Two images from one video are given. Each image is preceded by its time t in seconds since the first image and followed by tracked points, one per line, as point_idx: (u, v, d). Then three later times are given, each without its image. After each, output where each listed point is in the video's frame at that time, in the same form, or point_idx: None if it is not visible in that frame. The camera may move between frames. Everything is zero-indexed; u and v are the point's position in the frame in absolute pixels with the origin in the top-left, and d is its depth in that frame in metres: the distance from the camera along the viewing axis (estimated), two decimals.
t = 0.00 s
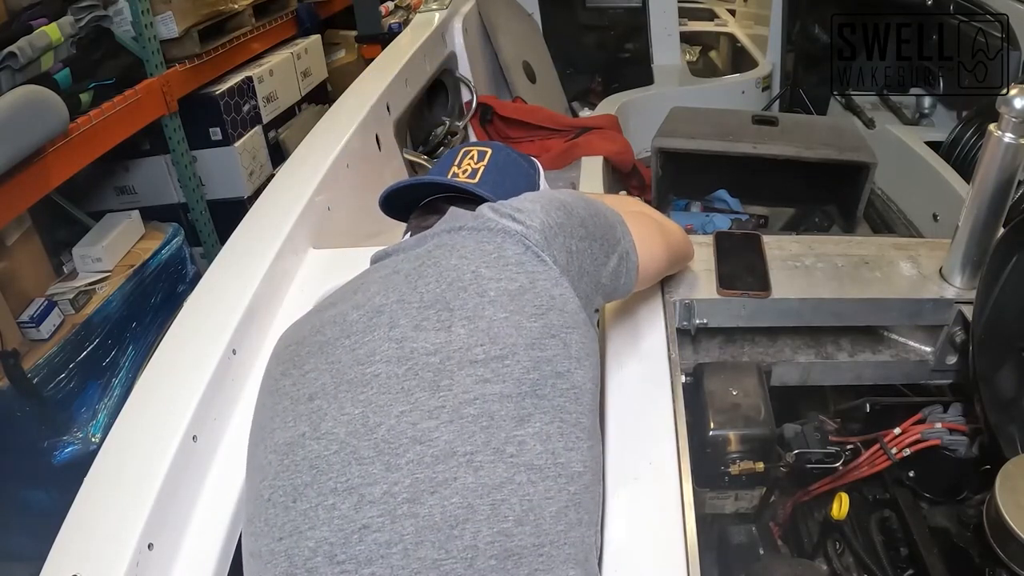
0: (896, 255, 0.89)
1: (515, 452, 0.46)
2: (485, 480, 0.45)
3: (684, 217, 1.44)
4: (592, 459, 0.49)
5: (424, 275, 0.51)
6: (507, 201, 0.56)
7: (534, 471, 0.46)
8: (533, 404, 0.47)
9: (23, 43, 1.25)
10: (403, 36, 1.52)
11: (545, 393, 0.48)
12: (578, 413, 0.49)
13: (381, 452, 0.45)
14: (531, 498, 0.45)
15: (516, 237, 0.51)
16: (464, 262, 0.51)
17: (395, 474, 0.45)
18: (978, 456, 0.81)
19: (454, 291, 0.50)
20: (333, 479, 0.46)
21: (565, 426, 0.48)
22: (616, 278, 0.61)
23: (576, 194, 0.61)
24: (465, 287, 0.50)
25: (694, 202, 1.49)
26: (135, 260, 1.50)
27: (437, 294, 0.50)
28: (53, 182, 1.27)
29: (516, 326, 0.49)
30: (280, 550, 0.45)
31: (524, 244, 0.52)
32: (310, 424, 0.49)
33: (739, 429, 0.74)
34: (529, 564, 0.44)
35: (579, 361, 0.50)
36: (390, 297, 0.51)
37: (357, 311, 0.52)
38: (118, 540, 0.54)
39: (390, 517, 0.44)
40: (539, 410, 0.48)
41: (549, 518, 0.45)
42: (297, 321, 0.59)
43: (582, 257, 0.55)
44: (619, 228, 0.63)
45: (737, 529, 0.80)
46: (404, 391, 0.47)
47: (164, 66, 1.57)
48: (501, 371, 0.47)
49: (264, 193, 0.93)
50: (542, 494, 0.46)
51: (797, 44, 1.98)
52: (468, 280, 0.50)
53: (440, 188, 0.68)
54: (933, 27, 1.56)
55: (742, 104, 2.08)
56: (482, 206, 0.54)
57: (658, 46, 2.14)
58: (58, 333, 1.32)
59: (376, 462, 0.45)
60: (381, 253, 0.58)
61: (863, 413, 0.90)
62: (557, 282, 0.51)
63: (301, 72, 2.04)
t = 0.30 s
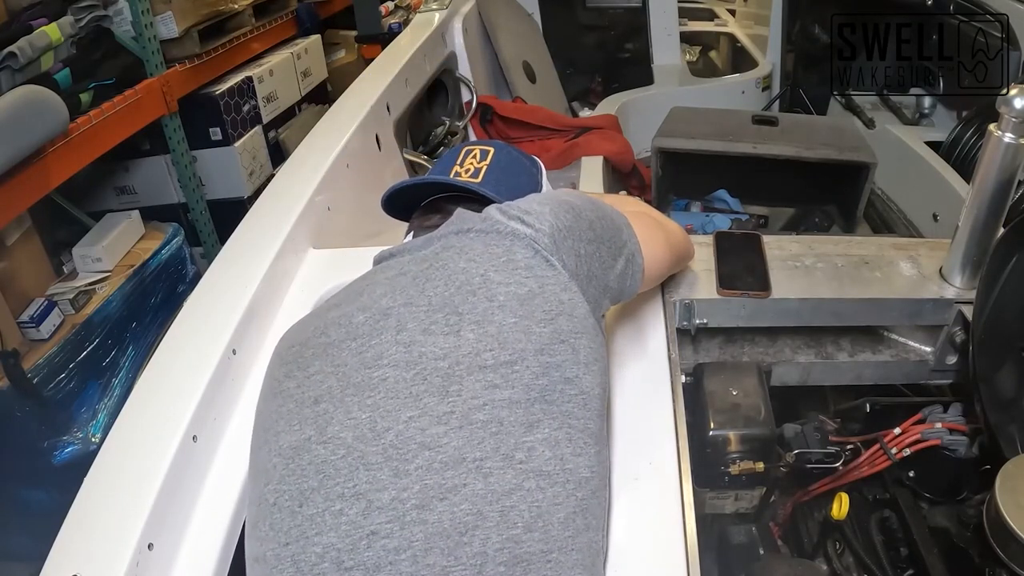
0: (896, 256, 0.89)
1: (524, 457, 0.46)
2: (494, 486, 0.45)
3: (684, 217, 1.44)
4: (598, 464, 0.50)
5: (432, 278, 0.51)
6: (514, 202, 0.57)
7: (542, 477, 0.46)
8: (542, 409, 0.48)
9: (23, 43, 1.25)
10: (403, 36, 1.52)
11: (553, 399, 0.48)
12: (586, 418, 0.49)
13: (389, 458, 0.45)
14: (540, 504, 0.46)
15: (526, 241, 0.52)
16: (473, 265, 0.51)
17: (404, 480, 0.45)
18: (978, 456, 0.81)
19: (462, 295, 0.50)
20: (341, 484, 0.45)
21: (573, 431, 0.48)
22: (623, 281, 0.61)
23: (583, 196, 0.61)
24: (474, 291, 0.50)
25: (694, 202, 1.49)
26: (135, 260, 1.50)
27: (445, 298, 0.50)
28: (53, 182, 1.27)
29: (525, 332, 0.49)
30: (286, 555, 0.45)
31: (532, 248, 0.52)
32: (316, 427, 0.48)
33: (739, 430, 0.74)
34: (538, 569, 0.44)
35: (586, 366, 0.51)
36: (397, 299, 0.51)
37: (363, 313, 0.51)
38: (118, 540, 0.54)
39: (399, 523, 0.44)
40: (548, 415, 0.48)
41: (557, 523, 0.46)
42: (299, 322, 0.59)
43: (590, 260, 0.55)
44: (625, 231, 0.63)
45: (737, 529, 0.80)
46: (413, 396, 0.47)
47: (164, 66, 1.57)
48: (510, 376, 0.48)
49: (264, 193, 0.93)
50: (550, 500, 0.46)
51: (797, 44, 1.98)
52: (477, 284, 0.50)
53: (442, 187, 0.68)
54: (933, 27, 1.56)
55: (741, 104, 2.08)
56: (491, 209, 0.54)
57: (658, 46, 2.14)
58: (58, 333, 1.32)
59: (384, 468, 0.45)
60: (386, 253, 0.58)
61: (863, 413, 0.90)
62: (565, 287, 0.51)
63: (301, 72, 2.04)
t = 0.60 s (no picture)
0: (896, 255, 0.89)
1: (528, 459, 0.46)
2: (498, 487, 0.45)
3: (684, 217, 1.45)
4: (601, 466, 0.49)
5: (435, 278, 0.51)
6: (517, 202, 0.57)
7: (546, 478, 0.46)
8: (546, 410, 0.48)
9: (23, 43, 1.25)
10: (403, 36, 1.52)
11: (557, 400, 0.48)
12: (588, 420, 0.49)
13: (393, 458, 0.45)
14: (543, 505, 0.46)
15: (530, 241, 0.52)
16: (476, 265, 0.51)
17: (407, 481, 0.45)
18: (979, 456, 0.81)
19: (466, 295, 0.50)
20: (344, 485, 0.45)
21: (576, 433, 0.48)
22: (625, 280, 0.61)
23: (585, 195, 0.61)
24: (478, 291, 0.50)
25: (694, 202, 1.49)
26: (135, 260, 1.50)
27: (449, 299, 0.50)
28: (53, 182, 1.27)
29: (528, 332, 0.49)
30: (289, 556, 0.45)
31: (536, 248, 0.52)
32: (319, 428, 0.48)
33: (740, 430, 0.74)
34: (540, 570, 0.44)
35: (590, 368, 0.50)
36: (400, 299, 0.51)
37: (367, 314, 0.51)
38: (118, 540, 0.54)
39: (402, 525, 0.44)
40: (551, 416, 0.48)
41: (560, 525, 0.46)
42: (300, 322, 0.59)
43: (593, 260, 0.56)
44: (628, 231, 0.63)
45: (737, 529, 0.80)
46: (416, 397, 0.47)
47: (164, 66, 1.57)
48: (513, 377, 0.48)
49: (265, 193, 0.93)
50: (553, 502, 0.46)
51: (797, 44, 1.98)
52: (481, 284, 0.50)
53: (446, 187, 0.68)
54: (933, 27, 1.56)
55: (742, 104, 2.08)
56: (494, 208, 0.54)
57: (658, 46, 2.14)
58: (58, 333, 1.32)
59: (388, 469, 0.45)
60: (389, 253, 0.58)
61: (863, 413, 0.90)
62: (569, 288, 0.51)
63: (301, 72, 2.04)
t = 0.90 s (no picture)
0: (896, 256, 0.89)
1: (528, 459, 0.46)
2: (498, 488, 0.45)
3: (684, 217, 1.44)
4: (602, 466, 0.49)
5: (435, 279, 0.51)
6: (517, 202, 0.57)
7: (546, 479, 0.46)
8: (547, 411, 0.48)
9: (23, 43, 1.25)
10: (403, 36, 1.52)
11: (557, 400, 0.48)
12: (588, 420, 0.49)
13: (393, 459, 0.45)
14: (544, 506, 0.46)
15: (530, 242, 0.52)
16: (476, 266, 0.51)
17: (408, 481, 0.45)
18: (979, 456, 0.81)
19: (466, 296, 0.50)
20: (344, 486, 0.45)
21: (576, 433, 0.48)
22: (625, 280, 0.61)
23: (585, 195, 0.61)
24: (478, 291, 0.50)
25: (694, 202, 1.49)
26: (135, 260, 1.50)
27: (449, 299, 0.50)
28: (53, 182, 1.27)
29: (529, 332, 0.49)
30: (289, 557, 0.45)
31: (536, 248, 0.52)
32: (319, 429, 0.48)
33: (740, 429, 0.74)
34: (541, 571, 0.44)
35: (590, 368, 0.50)
36: (400, 300, 0.51)
37: (367, 314, 0.51)
38: (119, 540, 0.54)
39: (403, 525, 0.44)
40: (551, 417, 0.48)
41: (561, 525, 0.46)
42: (300, 322, 0.59)
43: (593, 261, 0.56)
44: (628, 231, 0.63)
45: (737, 529, 0.81)
46: (417, 397, 0.47)
47: (164, 66, 1.57)
48: (514, 377, 0.48)
49: (265, 193, 0.93)
50: (554, 502, 0.46)
51: (797, 44, 1.98)
52: (481, 284, 0.50)
53: (445, 189, 0.68)
54: (933, 27, 1.56)
55: (742, 104, 2.08)
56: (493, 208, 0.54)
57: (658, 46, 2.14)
58: (58, 333, 1.32)
59: (388, 470, 0.45)
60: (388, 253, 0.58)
61: (863, 413, 0.90)
62: (569, 288, 0.51)
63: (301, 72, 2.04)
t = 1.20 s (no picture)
0: (896, 256, 0.89)
1: (527, 460, 0.46)
2: (497, 488, 0.45)
3: (684, 217, 1.44)
4: (601, 466, 0.50)
5: (435, 279, 0.51)
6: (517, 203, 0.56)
7: (546, 479, 0.46)
8: (546, 412, 0.48)
9: (23, 43, 1.25)
10: (403, 36, 1.52)
11: (557, 401, 0.48)
12: (588, 421, 0.49)
13: (392, 460, 0.45)
14: (543, 507, 0.46)
15: (530, 243, 0.52)
16: (476, 266, 0.51)
17: (407, 482, 0.45)
18: (979, 456, 0.81)
19: (466, 296, 0.50)
20: (343, 486, 0.45)
21: (576, 433, 0.48)
22: (625, 281, 0.61)
23: (585, 196, 0.61)
24: (477, 292, 0.50)
25: (694, 202, 1.49)
26: (135, 260, 1.50)
27: (449, 300, 0.50)
28: (53, 182, 1.27)
29: (528, 333, 0.49)
30: (288, 557, 0.45)
31: (536, 249, 0.52)
32: (319, 429, 0.48)
33: (739, 430, 0.74)
34: (541, 571, 0.44)
35: (590, 368, 0.50)
36: (400, 300, 0.51)
37: (366, 314, 0.51)
38: (119, 540, 0.54)
39: (402, 526, 0.44)
40: (550, 418, 0.48)
41: (560, 526, 0.46)
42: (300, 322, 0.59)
43: (593, 262, 0.56)
44: (628, 231, 0.63)
45: (737, 529, 0.81)
46: (416, 398, 0.47)
47: (164, 66, 1.57)
48: (513, 378, 0.48)
49: (264, 194, 0.93)
50: (553, 503, 0.46)
51: (797, 44, 1.98)
52: (481, 284, 0.50)
53: (445, 189, 0.68)
54: (933, 27, 1.56)
55: (742, 104, 2.08)
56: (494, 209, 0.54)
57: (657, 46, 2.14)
58: (58, 333, 1.32)
59: (388, 470, 0.45)
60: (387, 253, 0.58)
61: (863, 413, 0.90)
62: (569, 289, 0.51)
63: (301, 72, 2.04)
